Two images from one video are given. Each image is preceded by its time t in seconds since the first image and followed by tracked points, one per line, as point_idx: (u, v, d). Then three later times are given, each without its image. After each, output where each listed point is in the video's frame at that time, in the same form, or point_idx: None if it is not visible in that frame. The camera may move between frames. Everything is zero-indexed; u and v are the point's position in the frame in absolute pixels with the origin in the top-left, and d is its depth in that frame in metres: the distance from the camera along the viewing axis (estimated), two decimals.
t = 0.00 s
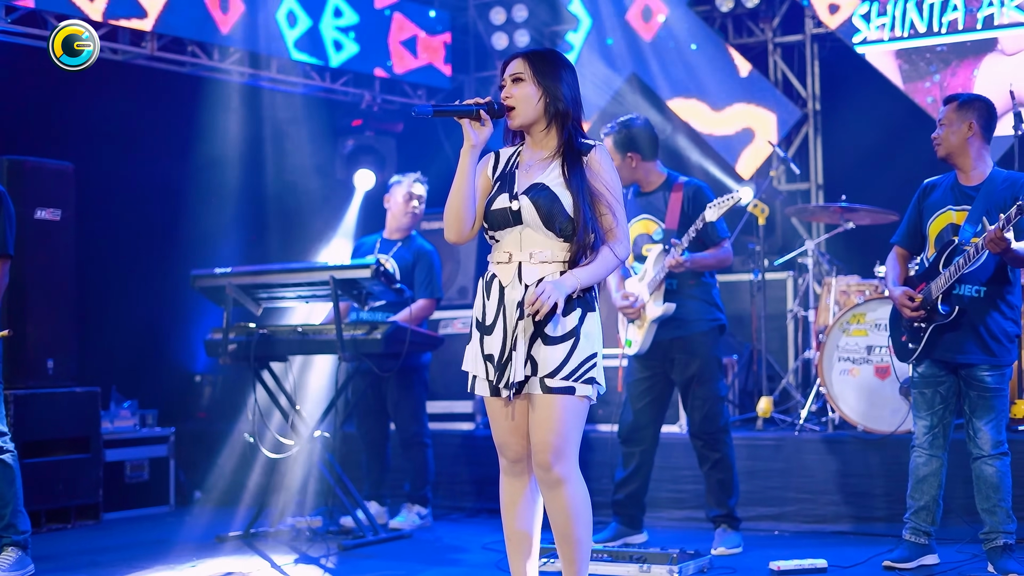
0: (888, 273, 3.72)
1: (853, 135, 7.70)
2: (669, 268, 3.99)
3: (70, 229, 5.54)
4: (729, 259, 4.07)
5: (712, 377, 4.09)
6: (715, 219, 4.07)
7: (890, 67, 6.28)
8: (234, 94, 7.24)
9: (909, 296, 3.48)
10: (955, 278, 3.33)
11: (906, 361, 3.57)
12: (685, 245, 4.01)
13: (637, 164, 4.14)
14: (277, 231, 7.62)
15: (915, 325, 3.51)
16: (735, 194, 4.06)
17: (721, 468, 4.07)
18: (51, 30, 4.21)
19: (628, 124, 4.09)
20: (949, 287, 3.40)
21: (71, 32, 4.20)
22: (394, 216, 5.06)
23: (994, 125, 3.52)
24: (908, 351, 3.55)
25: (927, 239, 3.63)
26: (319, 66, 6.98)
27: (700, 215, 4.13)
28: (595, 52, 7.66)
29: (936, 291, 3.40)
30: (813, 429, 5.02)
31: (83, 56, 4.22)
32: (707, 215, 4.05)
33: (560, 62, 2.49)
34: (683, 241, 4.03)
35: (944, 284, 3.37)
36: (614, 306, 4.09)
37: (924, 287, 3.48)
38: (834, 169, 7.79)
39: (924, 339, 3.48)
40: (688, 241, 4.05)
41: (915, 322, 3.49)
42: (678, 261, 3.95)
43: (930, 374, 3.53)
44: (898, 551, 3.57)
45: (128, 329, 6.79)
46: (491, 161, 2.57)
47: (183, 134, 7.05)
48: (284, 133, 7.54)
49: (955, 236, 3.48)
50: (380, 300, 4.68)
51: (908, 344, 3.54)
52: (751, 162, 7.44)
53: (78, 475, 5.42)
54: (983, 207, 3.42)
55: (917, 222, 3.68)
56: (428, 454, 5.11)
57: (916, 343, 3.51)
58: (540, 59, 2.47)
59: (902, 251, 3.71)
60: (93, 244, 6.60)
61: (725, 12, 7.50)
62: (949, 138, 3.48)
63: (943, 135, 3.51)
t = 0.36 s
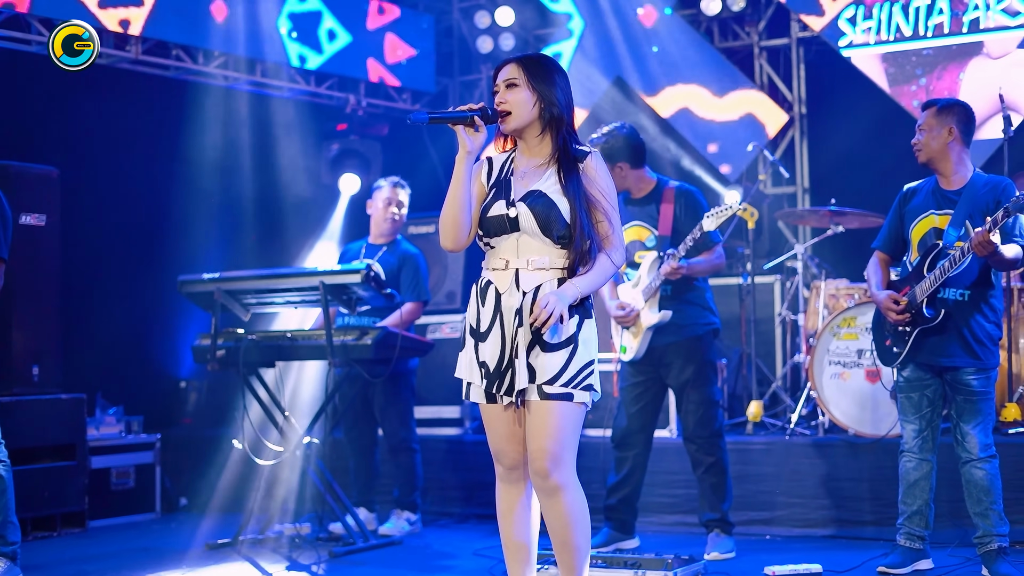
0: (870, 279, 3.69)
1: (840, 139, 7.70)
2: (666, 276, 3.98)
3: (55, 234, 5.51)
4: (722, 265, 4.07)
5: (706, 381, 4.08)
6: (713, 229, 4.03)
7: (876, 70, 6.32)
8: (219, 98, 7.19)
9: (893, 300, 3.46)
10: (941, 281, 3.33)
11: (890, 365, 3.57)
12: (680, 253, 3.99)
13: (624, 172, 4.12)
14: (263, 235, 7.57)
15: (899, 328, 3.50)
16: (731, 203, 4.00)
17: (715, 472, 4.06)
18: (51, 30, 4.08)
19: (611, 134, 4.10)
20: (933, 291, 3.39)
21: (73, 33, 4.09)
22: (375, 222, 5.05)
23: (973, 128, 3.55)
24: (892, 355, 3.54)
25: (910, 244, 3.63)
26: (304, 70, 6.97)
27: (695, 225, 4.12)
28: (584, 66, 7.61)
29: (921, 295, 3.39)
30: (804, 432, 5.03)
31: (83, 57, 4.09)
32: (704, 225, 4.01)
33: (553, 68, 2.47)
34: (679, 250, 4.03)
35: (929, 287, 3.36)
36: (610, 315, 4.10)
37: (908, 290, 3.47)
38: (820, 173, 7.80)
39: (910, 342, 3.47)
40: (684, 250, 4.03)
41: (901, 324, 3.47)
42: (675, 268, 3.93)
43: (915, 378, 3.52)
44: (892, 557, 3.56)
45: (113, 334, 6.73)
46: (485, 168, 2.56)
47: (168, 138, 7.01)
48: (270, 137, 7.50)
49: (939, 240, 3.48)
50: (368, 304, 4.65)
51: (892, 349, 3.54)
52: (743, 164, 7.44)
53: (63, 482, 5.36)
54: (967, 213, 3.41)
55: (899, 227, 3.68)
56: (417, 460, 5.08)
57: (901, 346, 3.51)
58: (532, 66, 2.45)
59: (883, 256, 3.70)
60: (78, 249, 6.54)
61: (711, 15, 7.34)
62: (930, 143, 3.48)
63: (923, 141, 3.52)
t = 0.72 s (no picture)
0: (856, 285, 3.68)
1: (830, 143, 7.72)
2: (657, 276, 4.01)
3: (43, 239, 5.47)
4: (714, 269, 4.09)
5: (698, 386, 4.07)
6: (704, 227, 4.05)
7: (865, 74, 6.33)
8: (207, 101, 7.17)
9: (883, 308, 3.47)
10: (930, 289, 3.33)
11: (881, 371, 3.56)
12: (672, 253, 4.02)
13: (624, 171, 4.14)
14: (252, 239, 7.54)
15: (889, 334, 3.50)
16: (723, 202, 4.06)
17: (708, 477, 4.06)
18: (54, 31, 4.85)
19: (612, 131, 4.09)
20: (924, 296, 3.39)
21: (74, 33, 4.84)
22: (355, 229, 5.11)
23: (956, 132, 3.56)
24: (882, 360, 3.54)
25: (896, 249, 3.61)
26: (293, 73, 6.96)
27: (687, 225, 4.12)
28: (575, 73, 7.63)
29: (911, 300, 3.40)
30: (796, 437, 5.03)
31: (83, 57, 4.90)
32: (696, 223, 4.04)
33: (544, 76, 2.49)
34: (670, 250, 4.03)
35: (919, 294, 3.36)
36: (601, 317, 4.14)
37: (897, 297, 3.48)
38: (810, 176, 7.81)
39: (900, 348, 3.47)
40: (675, 250, 4.05)
41: (890, 331, 3.47)
42: (666, 268, 3.96)
43: (905, 383, 3.51)
44: (887, 564, 3.52)
45: (102, 340, 6.69)
46: (475, 176, 2.55)
47: (157, 142, 6.98)
48: (259, 141, 7.48)
49: (928, 246, 3.48)
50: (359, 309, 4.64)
51: (883, 354, 3.53)
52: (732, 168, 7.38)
53: (53, 489, 5.33)
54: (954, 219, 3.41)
55: (884, 232, 3.67)
56: (408, 465, 5.07)
57: (891, 352, 3.50)
58: (523, 73, 2.46)
59: (868, 260, 3.70)
60: (67, 254, 6.50)
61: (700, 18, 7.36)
62: (916, 149, 3.49)
63: (908, 147, 3.52)
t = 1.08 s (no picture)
0: (852, 288, 3.67)
1: (827, 143, 7.70)
2: (655, 276, 3.97)
3: (39, 240, 5.45)
4: (712, 270, 4.07)
5: (696, 388, 4.06)
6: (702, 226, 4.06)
7: (863, 74, 6.31)
8: (203, 102, 7.15)
9: (880, 313, 3.45)
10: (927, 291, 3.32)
11: (880, 374, 3.55)
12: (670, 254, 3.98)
13: (621, 172, 4.12)
14: (247, 240, 7.52)
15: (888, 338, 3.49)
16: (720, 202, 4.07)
17: (706, 479, 4.04)
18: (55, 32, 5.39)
19: (610, 133, 4.07)
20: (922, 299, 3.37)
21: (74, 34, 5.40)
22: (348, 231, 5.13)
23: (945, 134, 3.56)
24: (882, 364, 3.53)
25: (892, 253, 3.59)
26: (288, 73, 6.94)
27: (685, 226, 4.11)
28: (565, 66, 7.62)
29: (909, 304, 3.38)
30: (794, 438, 5.02)
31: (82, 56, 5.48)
32: (694, 222, 4.04)
33: (537, 81, 2.51)
34: (668, 250, 4.01)
35: (917, 297, 3.35)
36: (598, 316, 4.12)
37: (895, 301, 3.46)
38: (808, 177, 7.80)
39: (900, 351, 3.46)
40: (674, 250, 4.02)
41: (889, 335, 3.45)
42: (665, 268, 3.91)
43: (904, 386, 3.49)
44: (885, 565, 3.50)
45: (98, 342, 6.66)
46: (468, 182, 2.54)
47: (153, 143, 6.96)
48: (254, 141, 7.45)
49: (924, 249, 3.46)
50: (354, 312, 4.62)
51: (883, 358, 3.51)
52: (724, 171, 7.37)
53: (49, 492, 5.31)
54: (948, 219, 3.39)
55: (879, 235, 3.66)
56: (404, 467, 5.05)
57: (890, 356, 3.49)
58: (518, 78, 2.48)
59: (863, 264, 3.68)
60: (62, 256, 6.46)
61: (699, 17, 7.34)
62: (908, 153, 3.47)
63: (900, 151, 3.51)
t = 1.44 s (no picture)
0: (850, 298, 3.65)
1: (825, 148, 7.68)
2: (655, 287, 3.96)
3: (33, 247, 5.43)
4: (712, 279, 4.03)
5: (693, 396, 4.03)
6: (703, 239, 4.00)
7: (860, 78, 6.30)
8: (199, 109, 7.12)
9: (876, 322, 3.45)
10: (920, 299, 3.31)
11: (877, 382, 3.53)
12: (670, 264, 3.97)
13: (616, 181, 4.11)
14: (244, 246, 7.50)
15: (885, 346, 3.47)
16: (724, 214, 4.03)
17: (703, 487, 4.01)
18: (53, 31, 5.54)
19: (602, 144, 4.06)
20: (917, 307, 3.36)
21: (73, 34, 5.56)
22: (344, 238, 5.12)
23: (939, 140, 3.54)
24: (879, 372, 3.51)
25: (889, 261, 3.58)
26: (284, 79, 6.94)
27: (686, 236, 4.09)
28: (560, 67, 7.65)
29: (904, 312, 3.37)
30: (792, 445, 5.00)
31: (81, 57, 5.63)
32: (697, 234, 4.00)
33: (526, 89, 2.53)
34: (668, 261, 4.00)
35: (911, 305, 3.34)
36: (597, 327, 4.06)
37: (890, 310, 3.45)
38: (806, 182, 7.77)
39: (896, 360, 3.44)
40: (675, 262, 4.00)
41: (885, 344, 3.45)
42: (666, 278, 3.91)
43: (902, 394, 3.46)
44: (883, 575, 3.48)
45: (91, 349, 6.63)
46: (461, 193, 2.53)
47: (149, 150, 6.94)
48: (250, 146, 7.44)
49: (919, 256, 3.44)
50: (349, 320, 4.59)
51: (880, 367, 3.50)
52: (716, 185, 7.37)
53: (43, 500, 5.27)
54: (943, 225, 3.38)
55: (876, 244, 3.64)
56: (399, 475, 5.02)
57: (888, 364, 3.47)
58: (507, 87, 2.50)
59: (862, 273, 3.66)
60: (56, 263, 6.44)
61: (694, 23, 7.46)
62: (903, 162, 3.45)
63: (894, 161, 3.49)
